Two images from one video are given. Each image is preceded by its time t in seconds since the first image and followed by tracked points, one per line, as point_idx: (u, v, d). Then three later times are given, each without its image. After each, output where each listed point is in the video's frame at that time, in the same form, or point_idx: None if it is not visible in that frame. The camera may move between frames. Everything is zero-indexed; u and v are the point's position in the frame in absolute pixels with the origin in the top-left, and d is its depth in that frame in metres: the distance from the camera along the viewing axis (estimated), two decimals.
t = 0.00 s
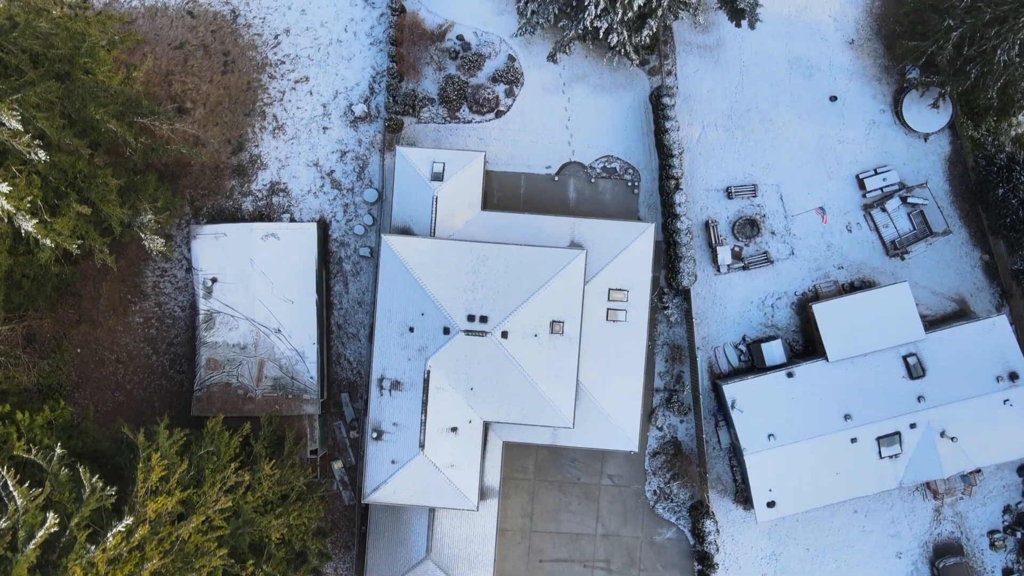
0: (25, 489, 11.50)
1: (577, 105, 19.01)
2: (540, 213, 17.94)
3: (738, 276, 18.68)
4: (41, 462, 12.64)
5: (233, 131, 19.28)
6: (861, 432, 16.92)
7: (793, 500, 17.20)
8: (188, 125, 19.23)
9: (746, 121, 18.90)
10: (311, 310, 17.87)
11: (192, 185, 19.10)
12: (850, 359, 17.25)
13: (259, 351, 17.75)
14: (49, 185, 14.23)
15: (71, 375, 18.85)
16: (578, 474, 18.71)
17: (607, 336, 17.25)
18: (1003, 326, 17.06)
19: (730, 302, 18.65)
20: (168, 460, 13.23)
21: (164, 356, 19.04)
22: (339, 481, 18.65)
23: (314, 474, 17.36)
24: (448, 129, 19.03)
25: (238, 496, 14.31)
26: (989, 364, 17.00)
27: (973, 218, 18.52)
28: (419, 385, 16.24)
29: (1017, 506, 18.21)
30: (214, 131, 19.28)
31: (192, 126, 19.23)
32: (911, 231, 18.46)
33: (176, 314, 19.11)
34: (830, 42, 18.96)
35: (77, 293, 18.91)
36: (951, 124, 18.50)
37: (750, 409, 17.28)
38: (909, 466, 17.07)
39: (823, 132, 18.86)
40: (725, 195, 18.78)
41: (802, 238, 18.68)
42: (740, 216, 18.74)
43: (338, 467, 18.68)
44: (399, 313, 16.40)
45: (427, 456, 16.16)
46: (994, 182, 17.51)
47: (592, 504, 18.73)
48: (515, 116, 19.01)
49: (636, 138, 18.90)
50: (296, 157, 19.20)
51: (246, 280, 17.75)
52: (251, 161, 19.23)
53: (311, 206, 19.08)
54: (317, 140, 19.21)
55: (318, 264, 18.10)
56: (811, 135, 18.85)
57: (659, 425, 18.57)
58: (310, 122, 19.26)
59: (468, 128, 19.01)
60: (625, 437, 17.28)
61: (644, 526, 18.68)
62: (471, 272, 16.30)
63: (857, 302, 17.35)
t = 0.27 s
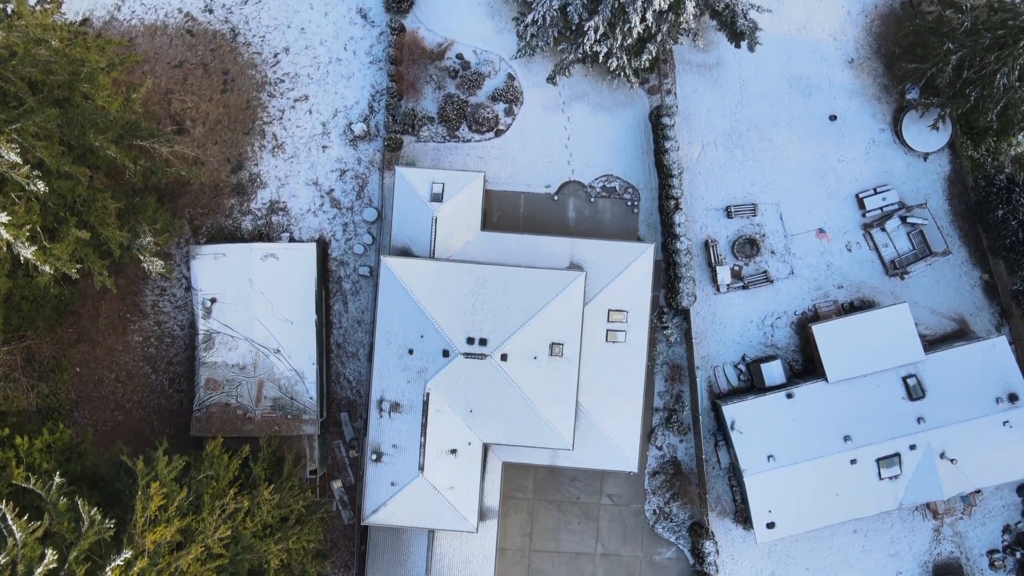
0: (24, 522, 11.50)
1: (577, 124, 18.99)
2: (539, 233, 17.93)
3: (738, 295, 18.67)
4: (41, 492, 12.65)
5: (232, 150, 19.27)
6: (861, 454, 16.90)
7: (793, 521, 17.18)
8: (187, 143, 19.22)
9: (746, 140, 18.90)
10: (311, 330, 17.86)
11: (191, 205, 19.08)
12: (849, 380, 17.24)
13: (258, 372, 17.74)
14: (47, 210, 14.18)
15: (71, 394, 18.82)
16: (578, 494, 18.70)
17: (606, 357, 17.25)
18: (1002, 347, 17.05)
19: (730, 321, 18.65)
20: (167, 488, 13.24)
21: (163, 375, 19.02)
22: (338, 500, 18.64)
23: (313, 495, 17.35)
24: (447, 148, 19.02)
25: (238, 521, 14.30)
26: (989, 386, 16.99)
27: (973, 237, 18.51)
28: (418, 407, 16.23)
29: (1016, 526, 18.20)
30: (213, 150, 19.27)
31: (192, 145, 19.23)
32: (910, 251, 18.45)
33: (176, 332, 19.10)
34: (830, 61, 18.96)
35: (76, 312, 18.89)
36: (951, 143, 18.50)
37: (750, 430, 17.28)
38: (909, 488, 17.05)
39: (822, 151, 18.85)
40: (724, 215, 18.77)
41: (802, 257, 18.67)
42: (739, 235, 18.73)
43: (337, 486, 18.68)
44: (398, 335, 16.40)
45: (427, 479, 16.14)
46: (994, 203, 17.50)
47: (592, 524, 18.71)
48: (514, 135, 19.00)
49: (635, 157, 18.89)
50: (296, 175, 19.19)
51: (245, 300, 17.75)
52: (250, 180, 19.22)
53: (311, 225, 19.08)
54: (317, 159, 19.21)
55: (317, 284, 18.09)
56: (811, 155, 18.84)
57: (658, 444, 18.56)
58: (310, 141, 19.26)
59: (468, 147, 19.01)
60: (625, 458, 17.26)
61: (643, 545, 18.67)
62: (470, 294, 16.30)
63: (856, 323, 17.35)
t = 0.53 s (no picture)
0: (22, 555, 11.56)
1: (577, 143, 18.96)
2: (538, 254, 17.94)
3: (738, 315, 18.67)
4: (40, 523, 12.71)
5: (231, 169, 19.26)
6: (860, 475, 16.90)
7: (792, 542, 17.18)
8: (187, 162, 19.21)
9: (746, 159, 18.88)
10: (310, 351, 17.85)
11: (190, 223, 19.06)
12: (849, 401, 17.24)
13: (258, 392, 17.73)
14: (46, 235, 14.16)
15: (70, 414, 18.81)
16: (577, 513, 18.69)
17: (606, 378, 17.25)
18: (1002, 369, 17.04)
19: (729, 341, 18.64)
20: (166, 515, 13.30)
21: (163, 394, 19.02)
22: (338, 520, 18.64)
23: (312, 516, 17.34)
24: (447, 167, 19.02)
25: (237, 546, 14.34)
26: (988, 407, 16.99)
27: (972, 257, 18.50)
28: (418, 430, 16.22)
29: (1015, 546, 18.19)
30: (213, 169, 19.27)
31: (191, 164, 19.21)
32: (910, 271, 18.44)
33: (175, 351, 19.09)
34: (830, 80, 18.95)
35: (76, 331, 18.88)
36: (951, 163, 18.49)
37: (749, 451, 17.28)
38: (908, 509, 17.05)
39: (822, 170, 18.84)
40: (724, 234, 18.77)
41: (801, 277, 18.67)
42: (739, 255, 18.73)
43: (337, 506, 18.68)
44: (398, 357, 16.40)
45: (426, 501, 16.13)
46: (993, 224, 17.48)
47: (591, 543, 18.70)
48: (514, 155, 19.00)
49: (635, 176, 18.87)
50: (295, 194, 19.19)
51: (244, 321, 17.75)
52: (250, 199, 19.21)
53: (310, 244, 19.07)
54: (316, 178, 19.20)
55: (316, 304, 18.09)
56: (811, 174, 18.83)
57: (658, 464, 18.55)
58: (309, 159, 19.25)
59: (467, 166, 19.00)
60: (625, 479, 17.24)
61: (643, 565, 18.66)
62: (469, 316, 16.30)
63: (856, 344, 17.35)
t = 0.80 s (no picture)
0: None
1: (576, 159, 18.95)
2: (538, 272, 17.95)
3: (737, 332, 18.67)
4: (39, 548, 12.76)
5: (231, 186, 19.26)
6: (860, 494, 16.88)
7: (792, 561, 17.17)
8: (186, 179, 19.21)
9: (745, 176, 18.87)
10: (309, 368, 17.85)
11: (190, 240, 19.06)
12: (849, 419, 17.24)
13: (257, 411, 17.72)
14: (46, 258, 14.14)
15: (70, 431, 18.79)
16: (577, 531, 18.68)
17: (605, 396, 17.25)
18: (1002, 388, 17.05)
19: (729, 358, 18.64)
20: (166, 538, 13.33)
21: (162, 411, 19.01)
22: (337, 537, 18.63)
23: (312, 535, 17.33)
24: (446, 184, 19.02)
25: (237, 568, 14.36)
26: (988, 426, 16.99)
27: (972, 274, 18.50)
28: (417, 449, 16.22)
29: (1015, 564, 18.19)
30: (212, 186, 19.27)
31: (191, 180, 19.22)
32: (909, 288, 18.44)
33: (175, 368, 19.09)
34: (829, 97, 18.96)
35: (75, 348, 18.87)
36: (951, 180, 18.49)
37: (749, 469, 17.28)
38: (908, 528, 17.04)
39: (822, 187, 18.84)
40: (723, 251, 18.77)
41: (801, 294, 18.66)
42: (738, 272, 18.73)
43: (336, 523, 18.67)
44: (397, 377, 16.42)
45: (425, 521, 16.12)
46: (993, 243, 17.45)
47: (591, 560, 18.69)
48: (514, 171, 18.99)
49: (635, 193, 18.87)
50: (295, 211, 19.19)
51: (244, 339, 17.74)
52: (249, 216, 19.21)
53: (310, 260, 19.06)
54: (316, 195, 19.20)
55: (316, 322, 18.08)
56: (810, 191, 18.83)
57: (658, 481, 18.54)
58: (309, 176, 19.25)
59: (467, 183, 19.00)
60: (624, 498, 17.22)
61: None
62: (469, 336, 16.31)
63: (855, 363, 17.36)
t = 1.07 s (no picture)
0: None
1: (576, 179, 18.94)
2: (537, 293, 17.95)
3: (737, 352, 18.66)
4: None
5: (231, 206, 19.26)
6: (860, 517, 16.86)
7: None
8: (186, 198, 19.21)
9: (745, 196, 18.87)
10: (309, 390, 17.85)
11: (189, 260, 19.05)
12: (848, 441, 17.24)
13: (257, 432, 17.72)
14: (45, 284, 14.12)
15: (69, 451, 18.77)
16: (576, 551, 18.67)
17: (604, 418, 17.26)
18: (1001, 410, 17.06)
19: (728, 378, 18.64)
20: (165, 567, 13.34)
21: (161, 431, 19.01)
22: (337, 557, 18.63)
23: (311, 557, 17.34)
24: (446, 204, 19.02)
25: None
26: (988, 448, 16.99)
27: (972, 295, 18.50)
28: (417, 473, 16.21)
29: None
30: (212, 205, 19.27)
31: (191, 200, 19.23)
32: (909, 308, 18.43)
33: (174, 388, 19.08)
34: (829, 117, 18.98)
35: (74, 368, 18.85)
36: (950, 200, 18.49)
37: (748, 491, 17.29)
38: (908, 550, 17.02)
39: (821, 207, 18.85)
40: (723, 271, 18.77)
41: (800, 314, 18.66)
42: (738, 292, 18.72)
43: (335, 543, 18.68)
44: (397, 399, 16.44)
45: (425, 545, 16.08)
46: (992, 265, 17.44)
47: None
48: (513, 191, 18.98)
49: (634, 213, 18.87)
50: (294, 231, 19.19)
51: (243, 360, 17.73)
52: (249, 235, 19.21)
53: (309, 280, 19.07)
54: (315, 215, 19.20)
55: (315, 342, 18.09)
56: (810, 211, 18.84)
57: (657, 502, 18.56)
58: (308, 196, 19.25)
59: (466, 203, 19.00)
60: (624, 520, 17.21)
61: None
62: (468, 359, 16.31)
63: (855, 384, 17.37)
